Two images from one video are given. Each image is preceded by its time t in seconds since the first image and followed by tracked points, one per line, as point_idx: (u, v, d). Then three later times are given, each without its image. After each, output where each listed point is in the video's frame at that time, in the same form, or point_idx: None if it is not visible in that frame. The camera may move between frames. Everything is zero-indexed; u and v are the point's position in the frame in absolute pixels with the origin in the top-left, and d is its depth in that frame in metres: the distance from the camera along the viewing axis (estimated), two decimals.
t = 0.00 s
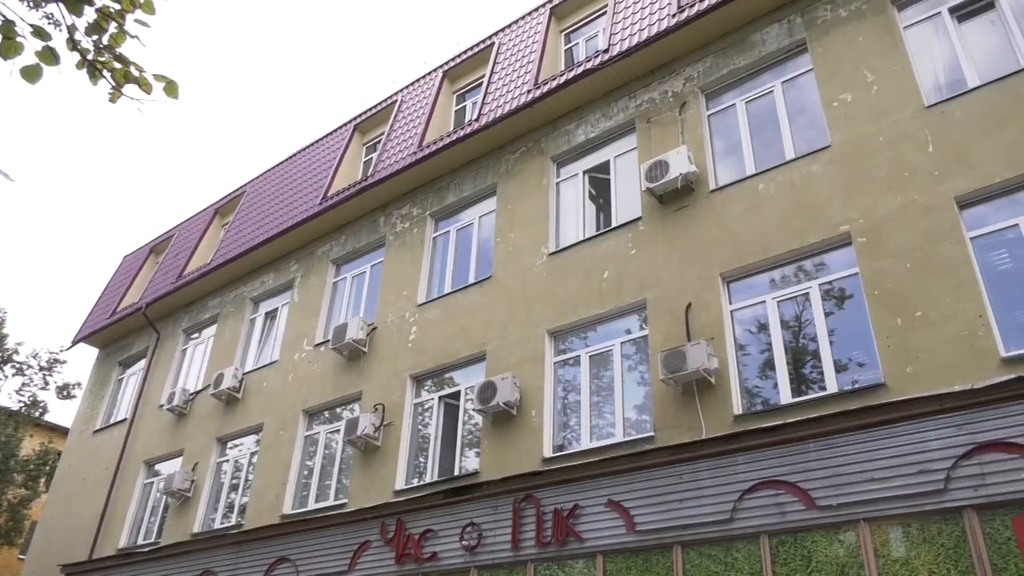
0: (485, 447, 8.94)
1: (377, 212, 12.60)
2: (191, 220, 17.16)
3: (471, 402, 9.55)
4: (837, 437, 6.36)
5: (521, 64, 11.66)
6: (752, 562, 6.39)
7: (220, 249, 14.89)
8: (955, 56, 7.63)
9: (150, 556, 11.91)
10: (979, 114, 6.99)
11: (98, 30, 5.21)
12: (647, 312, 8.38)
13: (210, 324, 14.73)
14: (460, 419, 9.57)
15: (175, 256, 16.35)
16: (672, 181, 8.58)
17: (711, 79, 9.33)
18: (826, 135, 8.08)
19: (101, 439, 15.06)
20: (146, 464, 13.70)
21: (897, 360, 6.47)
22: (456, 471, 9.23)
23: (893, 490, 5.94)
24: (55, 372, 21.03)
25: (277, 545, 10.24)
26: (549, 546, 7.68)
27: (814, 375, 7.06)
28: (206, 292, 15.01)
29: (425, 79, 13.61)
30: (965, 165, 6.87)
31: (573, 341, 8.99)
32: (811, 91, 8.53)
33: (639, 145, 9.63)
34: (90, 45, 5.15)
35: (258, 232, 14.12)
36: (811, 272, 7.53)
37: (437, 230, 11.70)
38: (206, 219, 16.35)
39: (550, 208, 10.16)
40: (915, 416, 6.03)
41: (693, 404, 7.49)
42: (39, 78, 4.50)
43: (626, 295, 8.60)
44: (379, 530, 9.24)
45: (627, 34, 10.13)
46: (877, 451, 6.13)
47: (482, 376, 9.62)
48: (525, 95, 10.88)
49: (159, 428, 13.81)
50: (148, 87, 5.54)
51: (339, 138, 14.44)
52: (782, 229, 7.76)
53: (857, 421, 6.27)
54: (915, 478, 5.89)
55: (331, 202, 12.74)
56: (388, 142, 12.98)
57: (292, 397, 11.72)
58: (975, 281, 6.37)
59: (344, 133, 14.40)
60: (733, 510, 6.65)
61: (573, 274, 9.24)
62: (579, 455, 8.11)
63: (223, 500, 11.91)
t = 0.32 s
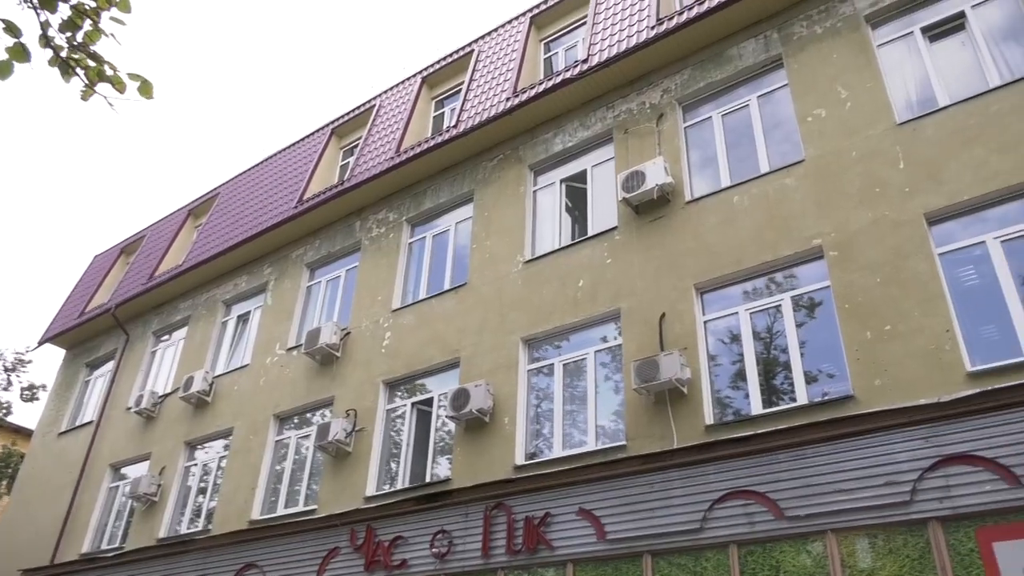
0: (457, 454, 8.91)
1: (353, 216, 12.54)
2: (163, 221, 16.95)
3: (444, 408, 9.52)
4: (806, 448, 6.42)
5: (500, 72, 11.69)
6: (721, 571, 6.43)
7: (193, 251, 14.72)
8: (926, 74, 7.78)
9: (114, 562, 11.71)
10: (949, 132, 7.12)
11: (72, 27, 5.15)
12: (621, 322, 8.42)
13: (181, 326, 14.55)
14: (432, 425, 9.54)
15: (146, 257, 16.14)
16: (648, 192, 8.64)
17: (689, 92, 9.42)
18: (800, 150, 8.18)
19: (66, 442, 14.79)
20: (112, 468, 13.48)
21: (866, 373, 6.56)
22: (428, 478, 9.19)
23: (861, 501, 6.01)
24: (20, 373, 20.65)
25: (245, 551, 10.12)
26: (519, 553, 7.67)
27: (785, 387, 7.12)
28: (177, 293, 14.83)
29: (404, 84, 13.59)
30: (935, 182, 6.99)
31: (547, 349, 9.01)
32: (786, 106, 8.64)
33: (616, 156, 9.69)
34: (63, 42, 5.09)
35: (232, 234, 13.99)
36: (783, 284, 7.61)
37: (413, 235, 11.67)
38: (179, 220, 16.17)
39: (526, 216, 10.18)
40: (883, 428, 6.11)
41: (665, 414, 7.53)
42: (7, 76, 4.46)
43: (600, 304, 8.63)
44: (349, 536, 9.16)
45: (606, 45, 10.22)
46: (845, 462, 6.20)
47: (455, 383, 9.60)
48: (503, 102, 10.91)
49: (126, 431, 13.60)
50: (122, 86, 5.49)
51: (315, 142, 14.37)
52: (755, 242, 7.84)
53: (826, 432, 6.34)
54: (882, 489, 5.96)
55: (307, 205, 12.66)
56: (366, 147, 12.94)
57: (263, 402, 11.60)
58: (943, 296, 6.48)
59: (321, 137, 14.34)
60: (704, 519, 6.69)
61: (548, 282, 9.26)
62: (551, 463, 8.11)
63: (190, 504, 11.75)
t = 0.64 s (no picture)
0: (420, 456, 8.87)
1: (320, 214, 12.43)
2: (126, 213, 16.64)
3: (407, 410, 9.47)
4: (766, 456, 6.51)
5: (472, 74, 11.69)
6: None
7: (155, 245, 14.47)
8: (890, 91, 7.94)
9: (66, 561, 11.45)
10: (910, 148, 7.28)
11: (35, 14, 5.04)
12: (586, 327, 8.46)
13: (141, 321, 14.29)
14: (396, 427, 9.48)
15: (107, 250, 15.83)
16: (616, 199, 8.69)
17: (659, 100, 9.50)
18: (767, 161, 8.30)
19: (19, 437, 14.43)
20: (65, 465, 13.18)
21: (825, 382, 6.66)
22: (389, 480, 9.13)
23: (817, 509, 6.10)
24: None
25: (202, 552, 9.98)
26: (480, 557, 7.66)
27: (747, 395, 7.21)
28: (138, 288, 14.56)
29: (375, 83, 13.52)
30: (896, 197, 7.13)
31: (512, 353, 9.01)
32: (754, 118, 8.76)
33: (585, 162, 9.73)
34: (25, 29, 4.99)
35: (196, 229, 13.78)
36: (747, 293, 7.70)
37: (380, 235, 11.60)
38: (142, 214, 15.89)
39: (495, 219, 10.18)
40: (840, 437, 6.22)
41: (628, 419, 7.57)
42: None
43: (566, 309, 8.66)
44: (308, 538, 9.07)
45: (578, 52, 10.28)
46: (803, 470, 6.30)
47: (419, 385, 9.56)
48: (475, 105, 10.91)
49: (81, 428, 13.31)
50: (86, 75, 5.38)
51: (284, 138, 14.23)
52: (721, 250, 7.92)
53: (785, 441, 6.43)
54: (839, 497, 6.06)
55: (274, 202, 12.52)
56: (335, 145, 12.84)
57: (223, 400, 11.43)
58: (901, 309, 6.62)
59: (290, 134, 14.20)
60: (664, 525, 6.74)
61: (515, 286, 9.26)
62: (514, 467, 8.11)
63: (146, 504, 11.54)
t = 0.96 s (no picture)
0: (375, 456, 8.80)
1: (280, 209, 12.27)
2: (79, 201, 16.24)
3: (363, 409, 9.39)
4: (718, 462, 6.60)
5: (439, 75, 11.66)
6: None
7: (109, 235, 14.15)
8: (848, 108, 8.12)
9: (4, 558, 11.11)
10: (866, 165, 7.45)
11: None
12: (545, 331, 8.49)
13: (91, 312, 13.94)
14: (351, 426, 9.40)
15: (58, 239, 15.42)
16: (578, 204, 8.73)
17: (624, 108, 9.58)
18: (727, 172, 8.42)
19: None
20: (6, 459, 12.79)
21: (778, 392, 6.78)
22: (343, 480, 9.04)
23: (767, 515, 6.21)
24: None
25: (147, 550, 9.77)
26: (432, 559, 7.62)
27: (701, 402, 7.30)
28: (89, 279, 14.21)
29: (341, 79, 13.42)
30: (851, 212, 7.29)
31: (471, 354, 8.99)
32: (716, 129, 8.88)
33: (549, 166, 9.77)
34: None
35: (152, 220, 13.50)
36: (705, 301, 7.80)
37: (341, 233, 11.49)
38: (96, 203, 15.52)
39: (457, 220, 10.15)
40: (790, 445, 6.34)
41: (584, 424, 7.61)
42: None
43: (526, 312, 8.68)
44: (258, 537, 8.94)
45: (545, 57, 10.33)
46: (754, 477, 6.40)
47: (376, 384, 9.49)
48: (441, 105, 10.89)
49: (25, 421, 12.93)
50: (40, 59, 5.24)
51: (246, 131, 14.03)
52: (680, 258, 8.02)
53: (737, 448, 6.54)
54: (788, 504, 6.17)
55: (233, 196, 12.33)
56: (298, 140, 12.70)
57: (174, 395, 11.21)
58: (853, 321, 6.76)
59: (252, 127, 14.01)
60: (616, 529, 6.80)
61: (475, 288, 9.25)
62: (469, 469, 8.10)
63: (90, 499, 11.25)
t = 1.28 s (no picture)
0: (332, 456, 8.71)
1: (242, 204, 12.11)
2: (34, 189, 15.84)
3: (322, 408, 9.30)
4: (675, 468, 6.67)
5: (408, 74, 11.62)
6: None
7: (64, 224, 13.81)
8: (811, 123, 8.27)
9: None
10: (826, 179, 7.59)
11: None
12: (507, 334, 8.50)
13: (43, 303, 13.60)
14: (309, 425, 9.30)
15: (11, 226, 15.03)
16: (544, 208, 8.76)
17: (592, 114, 9.64)
18: (692, 181, 8.51)
19: None
20: None
21: (735, 400, 6.86)
22: (299, 479, 8.94)
23: (721, 521, 6.28)
24: None
25: (95, 548, 9.55)
26: (387, 560, 7.57)
27: (661, 408, 7.36)
28: (42, 269, 13.86)
29: (308, 74, 13.30)
30: (811, 224, 7.43)
31: (432, 355, 8.96)
32: (681, 139, 8.98)
33: (516, 169, 9.78)
34: None
35: (109, 211, 13.22)
36: (667, 308, 7.88)
37: (304, 229, 11.37)
38: (52, 191, 15.16)
39: (423, 220, 10.11)
40: (746, 453, 6.43)
41: (544, 427, 7.63)
42: None
43: (488, 314, 8.68)
44: (210, 536, 8.80)
45: (515, 60, 10.36)
46: (711, 483, 6.47)
47: (335, 384, 9.40)
48: (409, 105, 10.85)
49: None
50: None
51: (210, 123, 13.83)
52: (643, 265, 8.09)
53: (694, 455, 6.61)
54: (742, 511, 6.25)
55: (194, 189, 12.13)
56: (263, 134, 12.55)
57: (128, 390, 10.98)
58: (809, 331, 6.89)
59: (216, 119, 13.81)
60: (573, 533, 6.82)
61: (438, 289, 9.23)
62: (427, 471, 8.06)
63: (36, 495, 10.96)
